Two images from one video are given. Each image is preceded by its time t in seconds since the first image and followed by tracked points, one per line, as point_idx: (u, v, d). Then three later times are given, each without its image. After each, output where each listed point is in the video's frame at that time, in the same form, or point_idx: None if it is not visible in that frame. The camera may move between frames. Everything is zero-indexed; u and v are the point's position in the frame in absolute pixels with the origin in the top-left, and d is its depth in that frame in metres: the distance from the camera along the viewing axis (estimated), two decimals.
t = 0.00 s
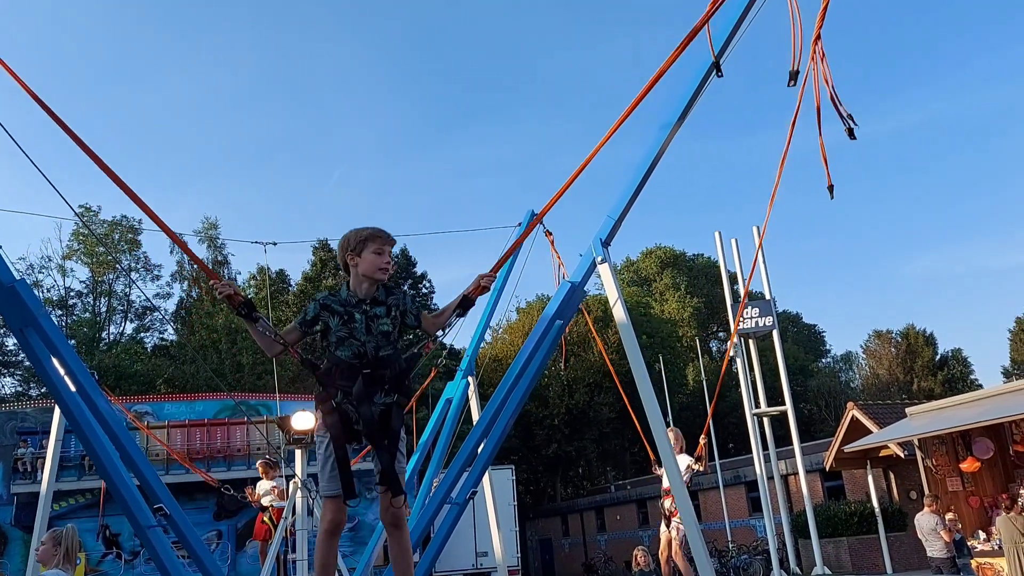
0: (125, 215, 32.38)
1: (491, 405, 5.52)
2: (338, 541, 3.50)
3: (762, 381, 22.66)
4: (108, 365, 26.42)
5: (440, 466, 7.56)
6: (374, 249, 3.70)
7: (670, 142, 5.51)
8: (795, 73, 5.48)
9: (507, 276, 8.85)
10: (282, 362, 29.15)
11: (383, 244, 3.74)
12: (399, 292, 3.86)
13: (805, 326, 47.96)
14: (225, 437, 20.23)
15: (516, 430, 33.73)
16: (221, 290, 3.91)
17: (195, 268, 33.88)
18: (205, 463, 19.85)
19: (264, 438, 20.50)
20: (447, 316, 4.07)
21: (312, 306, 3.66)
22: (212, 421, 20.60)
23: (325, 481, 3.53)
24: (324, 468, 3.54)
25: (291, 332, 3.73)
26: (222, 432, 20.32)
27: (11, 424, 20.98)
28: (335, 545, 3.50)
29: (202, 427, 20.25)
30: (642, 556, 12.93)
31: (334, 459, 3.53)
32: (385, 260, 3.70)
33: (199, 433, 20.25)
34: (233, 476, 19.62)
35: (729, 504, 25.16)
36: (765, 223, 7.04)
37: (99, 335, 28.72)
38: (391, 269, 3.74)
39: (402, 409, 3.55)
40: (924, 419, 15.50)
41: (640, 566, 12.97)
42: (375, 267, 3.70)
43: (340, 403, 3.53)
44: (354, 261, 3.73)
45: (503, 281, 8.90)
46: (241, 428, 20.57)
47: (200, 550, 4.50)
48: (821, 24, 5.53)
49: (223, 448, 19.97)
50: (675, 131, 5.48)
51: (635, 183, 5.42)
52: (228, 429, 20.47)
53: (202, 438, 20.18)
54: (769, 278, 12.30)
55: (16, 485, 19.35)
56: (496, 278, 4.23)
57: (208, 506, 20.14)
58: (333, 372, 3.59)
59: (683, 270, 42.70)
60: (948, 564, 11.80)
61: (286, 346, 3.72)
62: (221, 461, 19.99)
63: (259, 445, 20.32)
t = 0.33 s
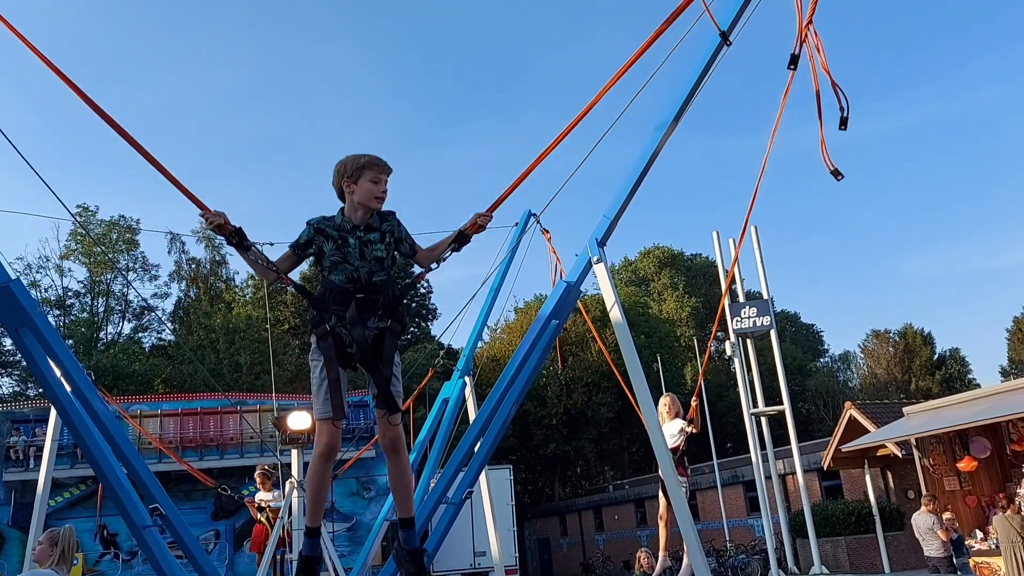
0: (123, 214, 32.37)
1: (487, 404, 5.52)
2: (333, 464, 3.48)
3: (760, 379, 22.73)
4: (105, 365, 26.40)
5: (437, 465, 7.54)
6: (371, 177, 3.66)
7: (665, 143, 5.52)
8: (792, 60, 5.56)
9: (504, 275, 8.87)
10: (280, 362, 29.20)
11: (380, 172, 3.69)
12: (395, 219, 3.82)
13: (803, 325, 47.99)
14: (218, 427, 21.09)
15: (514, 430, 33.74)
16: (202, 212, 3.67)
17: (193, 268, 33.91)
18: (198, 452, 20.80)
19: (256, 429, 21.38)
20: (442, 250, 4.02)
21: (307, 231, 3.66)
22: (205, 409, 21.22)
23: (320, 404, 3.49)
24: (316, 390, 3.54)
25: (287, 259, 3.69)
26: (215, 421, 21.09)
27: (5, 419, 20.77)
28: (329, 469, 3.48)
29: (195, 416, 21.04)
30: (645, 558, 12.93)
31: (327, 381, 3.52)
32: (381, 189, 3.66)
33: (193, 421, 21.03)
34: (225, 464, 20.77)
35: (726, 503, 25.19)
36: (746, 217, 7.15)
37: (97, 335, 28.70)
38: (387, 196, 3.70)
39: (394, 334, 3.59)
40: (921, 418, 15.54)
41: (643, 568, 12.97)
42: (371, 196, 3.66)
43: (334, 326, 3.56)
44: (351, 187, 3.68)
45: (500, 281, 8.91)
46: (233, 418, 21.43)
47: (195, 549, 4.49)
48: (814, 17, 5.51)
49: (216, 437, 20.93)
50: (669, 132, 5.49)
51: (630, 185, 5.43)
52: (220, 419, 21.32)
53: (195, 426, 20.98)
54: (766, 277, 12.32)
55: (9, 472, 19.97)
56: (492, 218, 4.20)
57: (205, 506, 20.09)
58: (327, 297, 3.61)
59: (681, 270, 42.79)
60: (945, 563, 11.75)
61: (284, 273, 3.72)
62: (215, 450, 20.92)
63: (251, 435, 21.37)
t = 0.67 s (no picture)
0: (120, 213, 32.32)
1: (484, 403, 5.49)
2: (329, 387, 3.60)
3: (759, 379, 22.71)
4: (103, 364, 26.33)
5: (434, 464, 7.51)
6: (365, 108, 3.66)
7: (661, 143, 5.54)
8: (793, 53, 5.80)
9: (502, 273, 8.84)
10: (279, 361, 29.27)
11: (375, 104, 3.70)
12: (388, 148, 3.84)
13: (803, 324, 47.99)
14: (209, 416, 21.09)
15: (513, 430, 33.72)
16: (190, 154, 3.67)
17: (191, 267, 33.85)
18: (189, 441, 20.81)
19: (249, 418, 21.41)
20: (436, 185, 4.05)
21: (300, 159, 3.72)
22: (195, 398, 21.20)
23: (315, 326, 3.61)
24: (311, 314, 3.63)
25: (281, 188, 3.75)
26: (207, 410, 21.09)
27: None
28: (325, 390, 3.60)
29: (188, 406, 20.90)
30: (648, 559, 12.91)
31: (322, 304, 3.63)
32: (376, 121, 3.67)
33: (185, 411, 20.92)
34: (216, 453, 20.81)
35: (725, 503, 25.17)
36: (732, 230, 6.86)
37: (95, 334, 28.65)
38: (382, 127, 3.72)
39: (386, 262, 3.71)
40: (920, 417, 15.55)
41: (646, 568, 12.95)
42: (366, 127, 3.68)
43: (328, 252, 3.63)
44: (346, 117, 3.70)
45: (497, 279, 8.89)
46: (225, 407, 21.38)
47: (192, 549, 4.47)
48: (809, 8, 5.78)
49: (208, 427, 20.95)
50: (665, 132, 5.52)
51: (626, 184, 5.43)
52: (212, 408, 21.26)
53: (186, 416, 20.89)
54: (765, 277, 12.28)
55: None
56: (489, 158, 4.23)
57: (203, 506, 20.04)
58: (320, 224, 3.67)
59: (680, 269, 42.82)
60: (944, 562, 11.69)
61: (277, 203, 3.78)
62: (206, 439, 20.99)
63: (243, 424, 21.39)
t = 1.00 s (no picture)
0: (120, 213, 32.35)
1: (482, 401, 5.51)
2: (324, 314, 3.88)
3: (757, 378, 22.72)
4: (102, 362, 26.30)
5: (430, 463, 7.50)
6: (364, 46, 3.91)
7: (657, 143, 5.57)
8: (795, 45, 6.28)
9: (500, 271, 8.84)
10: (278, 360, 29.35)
11: (374, 41, 3.94)
12: (384, 85, 4.13)
13: (802, 323, 48.00)
14: (200, 406, 21.21)
15: (511, 429, 33.70)
16: (185, 94, 3.99)
17: (190, 265, 33.85)
18: (179, 431, 20.89)
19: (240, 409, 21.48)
20: (430, 125, 4.36)
21: (299, 91, 4.03)
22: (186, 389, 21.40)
23: (310, 254, 3.91)
24: (307, 240, 3.96)
25: (281, 117, 4.13)
26: (197, 401, 21.22)
27: None
28: (321, 317, 3.87)
29: (177, 396, 21.05)
30: (650, 559, 12.91)
31: (318, 233, 3.94)
32: (374, 57, 3.91)
33: (174, 401, 21.05)
34: (206, 443, 20.89)
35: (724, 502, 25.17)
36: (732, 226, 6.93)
37: (94, 333, 28.67)
38: (379, 63, 3.96)
39: (379, 195, 4.00)
40: (917, 416, 15.56)
41: (647, 568, 12.96)
42: (364, 64, 3.92)
43: (323, 184, 3.94)
44: (343, 52, 3.93)
45: (495, 279, 8.90)
46: (216, 398, 21.50)
47: (189, 549, 4.47)
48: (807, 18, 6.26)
49: (198, 417, 21.05)
50: (663, 131, 5.54)
51: (623, 184, 5.45)
52: (202, 399, 21.39)
53: (177, 406, 21.03)
54: (764, 277, 12.27)
55: None
56: (486, 105, 4.45)
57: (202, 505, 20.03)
58: (317, 157, 3.96)
59: (679, 268, 42.85)
60: (940, 561, 11.71)
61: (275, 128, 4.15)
62: (196, 429, 21.07)
63: (234, 415, 21.44)
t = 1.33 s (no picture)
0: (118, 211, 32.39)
1: (479, 397, 5.53)
2: (318, 244, 4.07)
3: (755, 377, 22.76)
4: (100, 360, 26.31)
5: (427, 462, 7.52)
6: None
7: (653, 142, 5.58)
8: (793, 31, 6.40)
9: (496, 270, 8.85)
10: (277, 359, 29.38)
11: None
12: (381, 29, 4.31)
13: (800, 323, 48.04)
14: (187, 397, 21.32)
15: (510, 427, 33.64)
16: (182, 35, 4.07)
17: (189, 264, 33.83)
18: (167, 422, 21.05)
19: (227, 400, 21.49)
20: (426, 73, 4.57)
21: (297, 31, 4.21)
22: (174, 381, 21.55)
23: (304, 188, 4.11)
24: (301, 176, 4.12)
25: (278, 58, 4.27)
26: (184, 392, 21.34)
27: None
28: (316, 247, 4.07)
29: (164, 388, 21.22)
30: (648, 557, 12.90)
31: (314, 168, 4.13)
32: None
33: (162, 393, 21.22)
34: (194, 434, 20.90)
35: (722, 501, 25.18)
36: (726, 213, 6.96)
37: (92, 331, 28.66)
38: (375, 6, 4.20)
39: (372, 136, 4.24)
40: (914, 415, 15.60)
41: (646, 566, 12.95)
42: (361, 7, 4.16)
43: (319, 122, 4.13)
44: None
45: (492, 277, 8.90)
46: (204, 390, 21.59)
47: (186, 548, 4.48)
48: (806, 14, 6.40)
49: (185, 408, 21.16)
50: (657, 131, 5.55)
51: (618, 183, 5.47)
52: (190, 390, 21.53)
53: (165, 397, 21.16)
54: (763, 277, 12.27)
55: None
56: (481, 58, 4.65)
57: (201, 503, 20.01)
58: (313, 97, 4.14)
59: (678, 268, 42.93)
60: (937, 560, 11.72)
61: (271, 67, 4.29)
62: (184, 420, 21.16)
63: (222, 406, 21.48)
